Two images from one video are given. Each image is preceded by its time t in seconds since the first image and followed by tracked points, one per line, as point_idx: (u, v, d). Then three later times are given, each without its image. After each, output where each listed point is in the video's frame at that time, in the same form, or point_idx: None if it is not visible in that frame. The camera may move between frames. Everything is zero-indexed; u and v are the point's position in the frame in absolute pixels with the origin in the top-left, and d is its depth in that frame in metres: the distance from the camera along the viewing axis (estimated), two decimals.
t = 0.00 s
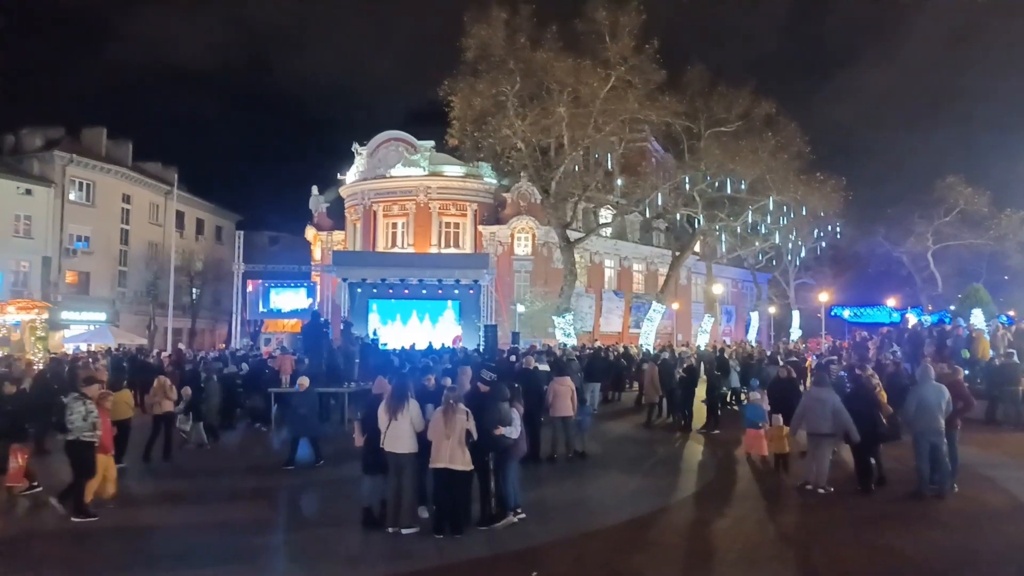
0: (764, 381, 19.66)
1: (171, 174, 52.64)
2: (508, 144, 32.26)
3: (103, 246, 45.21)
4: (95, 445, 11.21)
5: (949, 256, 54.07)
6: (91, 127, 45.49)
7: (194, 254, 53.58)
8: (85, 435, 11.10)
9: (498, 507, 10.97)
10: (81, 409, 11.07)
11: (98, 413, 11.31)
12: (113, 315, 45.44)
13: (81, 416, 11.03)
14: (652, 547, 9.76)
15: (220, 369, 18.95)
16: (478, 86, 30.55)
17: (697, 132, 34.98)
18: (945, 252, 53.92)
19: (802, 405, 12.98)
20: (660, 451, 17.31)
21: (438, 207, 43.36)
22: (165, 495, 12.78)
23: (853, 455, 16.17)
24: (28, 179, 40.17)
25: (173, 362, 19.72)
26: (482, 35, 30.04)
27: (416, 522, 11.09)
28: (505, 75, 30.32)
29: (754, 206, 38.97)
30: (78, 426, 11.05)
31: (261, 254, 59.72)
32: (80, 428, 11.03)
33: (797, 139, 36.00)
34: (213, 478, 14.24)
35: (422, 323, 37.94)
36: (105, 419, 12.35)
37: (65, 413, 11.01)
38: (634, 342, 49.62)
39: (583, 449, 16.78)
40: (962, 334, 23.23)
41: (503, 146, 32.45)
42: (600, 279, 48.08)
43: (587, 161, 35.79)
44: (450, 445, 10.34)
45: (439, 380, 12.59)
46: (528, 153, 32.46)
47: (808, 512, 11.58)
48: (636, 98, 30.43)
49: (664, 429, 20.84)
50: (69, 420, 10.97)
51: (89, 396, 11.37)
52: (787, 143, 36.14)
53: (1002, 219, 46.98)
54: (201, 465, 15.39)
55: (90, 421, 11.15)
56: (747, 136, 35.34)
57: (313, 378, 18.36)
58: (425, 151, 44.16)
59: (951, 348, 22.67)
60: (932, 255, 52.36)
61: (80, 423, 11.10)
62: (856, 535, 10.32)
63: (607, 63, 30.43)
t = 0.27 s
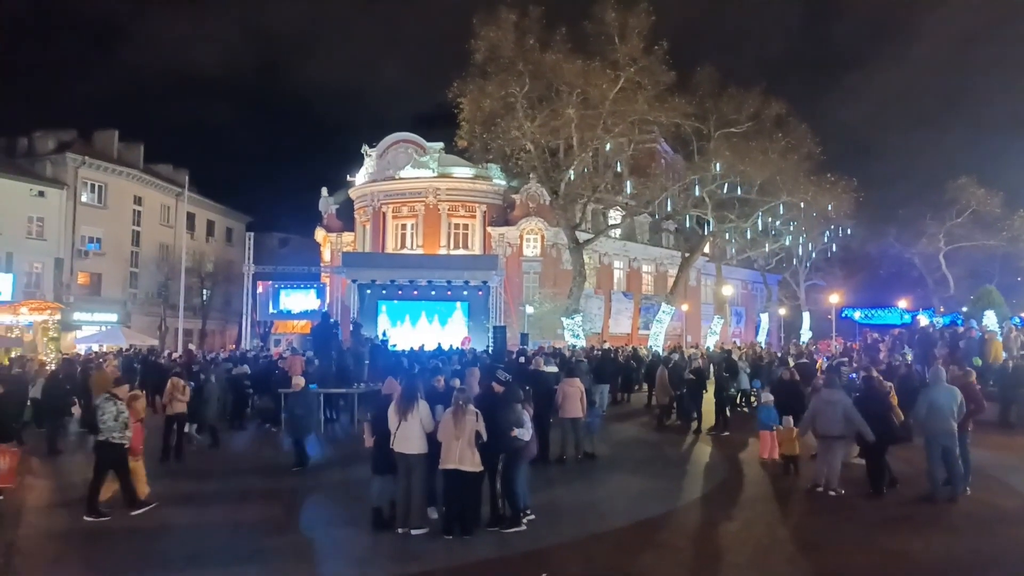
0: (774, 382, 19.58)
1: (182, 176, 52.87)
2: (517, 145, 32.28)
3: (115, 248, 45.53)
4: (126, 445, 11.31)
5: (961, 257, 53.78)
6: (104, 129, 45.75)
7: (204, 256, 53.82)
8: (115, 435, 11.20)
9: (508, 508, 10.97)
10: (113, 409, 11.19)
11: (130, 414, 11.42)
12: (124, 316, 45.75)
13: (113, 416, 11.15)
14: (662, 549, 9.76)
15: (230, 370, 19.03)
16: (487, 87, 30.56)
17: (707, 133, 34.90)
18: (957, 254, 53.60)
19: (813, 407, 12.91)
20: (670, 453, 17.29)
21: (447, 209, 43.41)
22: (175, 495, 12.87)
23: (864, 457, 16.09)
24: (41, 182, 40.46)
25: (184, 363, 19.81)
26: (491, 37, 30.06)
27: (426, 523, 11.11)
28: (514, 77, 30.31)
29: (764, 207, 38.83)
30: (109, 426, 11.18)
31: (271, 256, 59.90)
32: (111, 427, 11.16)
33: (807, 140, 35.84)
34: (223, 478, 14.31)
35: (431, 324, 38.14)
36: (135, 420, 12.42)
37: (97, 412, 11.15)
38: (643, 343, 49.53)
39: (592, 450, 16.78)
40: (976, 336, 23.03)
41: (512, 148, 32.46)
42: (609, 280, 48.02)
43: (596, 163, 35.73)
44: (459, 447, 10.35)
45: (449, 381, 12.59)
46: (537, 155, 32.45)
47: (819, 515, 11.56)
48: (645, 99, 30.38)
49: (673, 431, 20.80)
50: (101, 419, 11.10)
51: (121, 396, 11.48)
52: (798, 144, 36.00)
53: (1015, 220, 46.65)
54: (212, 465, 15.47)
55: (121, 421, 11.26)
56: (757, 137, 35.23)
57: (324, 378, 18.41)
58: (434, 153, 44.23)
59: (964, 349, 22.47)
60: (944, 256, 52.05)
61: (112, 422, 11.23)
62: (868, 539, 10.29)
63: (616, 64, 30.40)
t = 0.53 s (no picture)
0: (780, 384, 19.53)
1: (189, 179, 53.04)
2: (523, 147, 32.29)
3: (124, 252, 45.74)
4: (155, 447, 11.16)
5: (970, 259, 53.55)
6: (112, 132, 45.95)
7: (211, 259, 53.98)
8: (145, 437, 11.04)
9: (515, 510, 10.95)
10: (143, 410, 11.06)
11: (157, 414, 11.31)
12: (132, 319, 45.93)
13: (143, 417, 11.02)
14: (669, 552, 9.76)
15: (236, 372, 19.05)
16: (493, 90, 30.59)
17: (713, 135, 34.86)
18: (966, 255, 53.36)
19: (821, 409, 12.86)
20: (677, 455, 17.27)
21: (453, 211, 43.46)
22: (182, 496, 12.91)
23: (872, 459, 16.02)
24: (49, 185, 40.67)
25: (190, 364, 19.85)
26: (497, 39, 30.06)
27: (432, 525, 11.11)
28: (520, 79, 30.32)
29: (771, 209, 38.73)
30: (139, 427, 11.02)
31: (277, 258, 60.03)
32: (141, 428, 11.00)
33: (814, 142, 35.73)
34: (230, 479, 14.35)
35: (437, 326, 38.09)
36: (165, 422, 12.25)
37: (126, 414, 11.00)
38: (649, 346, 49.45)
39: (598, 452, 16.79)
40: (986, 339, 22.89)
41: (518, 150, 32.47)
42: (616, 283, 47.96)
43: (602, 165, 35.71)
44: (466, 449, 10.33)
45: (455, 383, 12.59)
46: (543, 157, 32.46)
47: (826, 518, 11.54)
48: (651, 101, 30.35)
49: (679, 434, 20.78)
50: (131, 420, 10.95)
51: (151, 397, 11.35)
52: (805, 145, 35.89)
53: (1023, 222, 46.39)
54: (219, 467, 15.52)
55: (150, 422, 11.13)
56: (764, 139, 35.14)
57: (331, 380, 18.50)
58: (440, 156, 44.28)
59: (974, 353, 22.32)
60: (952, 258, 51.82)
61: (141, 423, 11.09)
62: (876, 541, 10.25)
63: (622, 67, 30.39)
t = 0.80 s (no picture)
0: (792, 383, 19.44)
1: (200, 181, 53.29)
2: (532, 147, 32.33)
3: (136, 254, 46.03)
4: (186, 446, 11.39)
5: (984, 255, 53.20)
6: (123, 136, 46.22)
7: (222, 260, 54.23)
8: (177, 434, 11.29)
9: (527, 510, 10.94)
10: (173, 410, 11.36)
11: (187, 415, 11.59)
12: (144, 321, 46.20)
13: (173, 416, 11.30)
14: (682, 552, 9.72)
15: (247, 373, 19.16)
16: (502, 90, 30.59)
17: (723, 133, 34.76)
18: (979, 251, 53.01)
19: (833, 408, 12.81)
20: (688, 455, 17.24)
21: (462, 211, 43.50)
22: (195, 497, 12.98)
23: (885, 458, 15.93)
24: (62, 188, 40.93)
25: (203, 366, 19.97)
26: (506, 40, 30.05)
27: (444, 525, 11.13)
28: (529, 79, 30.32)
29: (782, 207, 38.58)
30: (169, 425, 11.29)
31: (288, 260, 60.24)
32: (172, 426, 11.27)
33: (825, 139, 35.57)
34: (243, 480, 14.42)
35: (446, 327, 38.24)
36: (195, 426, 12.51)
37: (158, 414, 11.30)
38: (659, 345, 49.36)
39: (609, 451, 16.78)
40: (1000, 336, 22.71)
41: (527, 150, 32.48)
42: (626, 282, 47.91)
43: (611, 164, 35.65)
44: (476, 448, 10.34)
45: (465, 383, 12.60)
46: (552, 157, 32.46)
47: (839, 517, 11.49)
48: (660, 99, 30.30)
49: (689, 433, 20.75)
50: (161, 420, 11.24)
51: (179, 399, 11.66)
52: (815, 142, 35.73)
53: None
54: (231, 467, 15.60)
55: (181, 422, 11.40)
56: (774, 137, 35.01)
57: (342, 381, 18.58)
58: (449, 156, 44.33)
59: (987, 350, 22.13)
60: (965, 255, 51.48)
61: (171, 423, 11.35)
62: (889, 541, 10.20)
63: (631, 65, 30.34)
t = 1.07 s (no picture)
0: (797, 382, 19.38)
1: (205, 180, 53.36)
2: (536, 146, 32.33)
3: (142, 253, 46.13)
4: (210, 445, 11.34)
5: (990, 253, 53.03)
6: (129, 134, 46.30)
7: (227, 259, 54.31)
8: (204, 436, 11.17)
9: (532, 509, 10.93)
10: (200, 411, 11.13)
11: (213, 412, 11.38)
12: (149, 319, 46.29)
13: (201, 419, 11.11)
14: (688, 551, 9.69)
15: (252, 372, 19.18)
16: (506, 88, 30.55)
17: (727, 131, 34.72)
18: (985, 250, 52.85)
19: (838, 406, 12.77)
20: (693, 454, 17.21)
21: (466, 210, 43.50)
22: (200, 495, 13.00)
23: (891, 458, 15.87)
24: (68, 187, 41.02)
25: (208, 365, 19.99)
26: (510, 38, 30.03)
27: (449, 523, 11.14)
28: (533, 77, 30.30)
29: (786, 205, 38.49)
30: (197, 428, 11.14)
31: (293, 259, 60.30)
32: (200, 429, 11.12)
33: (830, 137, 35.46)
34: (248, 479, 14.43)
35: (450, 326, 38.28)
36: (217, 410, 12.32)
37: (184, 415, 11.06)
38: (664, 344, 49.31)
39: (614, 450, 16.75)
40: (1006, 335, 22.63)
41: (531, 148, 32.46)
42: (630, 281, 47.88)
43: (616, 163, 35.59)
44: (479, 447, 10.34)
45: (470, 382, 12.59)
46: (556, 155, 32.44)
47: (845, 516, 11.46)
48: (665, 98, 30.28)
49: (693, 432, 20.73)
50: (189, 422, 11.05)
51: (206, 396, 11.37)
52: (820, 140, 35.62)
53: None
54: (237, 466, 15.61)
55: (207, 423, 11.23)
56: (779, 135, 34.93)
57: (347, 379, 18.59)
58: (453, 155, 44.32)
59: (994, 348, 22.00)
60: (971, 253, 51.32)
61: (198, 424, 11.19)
62: (896, 540, 10.17)
63: (635, 64, 30.29)
